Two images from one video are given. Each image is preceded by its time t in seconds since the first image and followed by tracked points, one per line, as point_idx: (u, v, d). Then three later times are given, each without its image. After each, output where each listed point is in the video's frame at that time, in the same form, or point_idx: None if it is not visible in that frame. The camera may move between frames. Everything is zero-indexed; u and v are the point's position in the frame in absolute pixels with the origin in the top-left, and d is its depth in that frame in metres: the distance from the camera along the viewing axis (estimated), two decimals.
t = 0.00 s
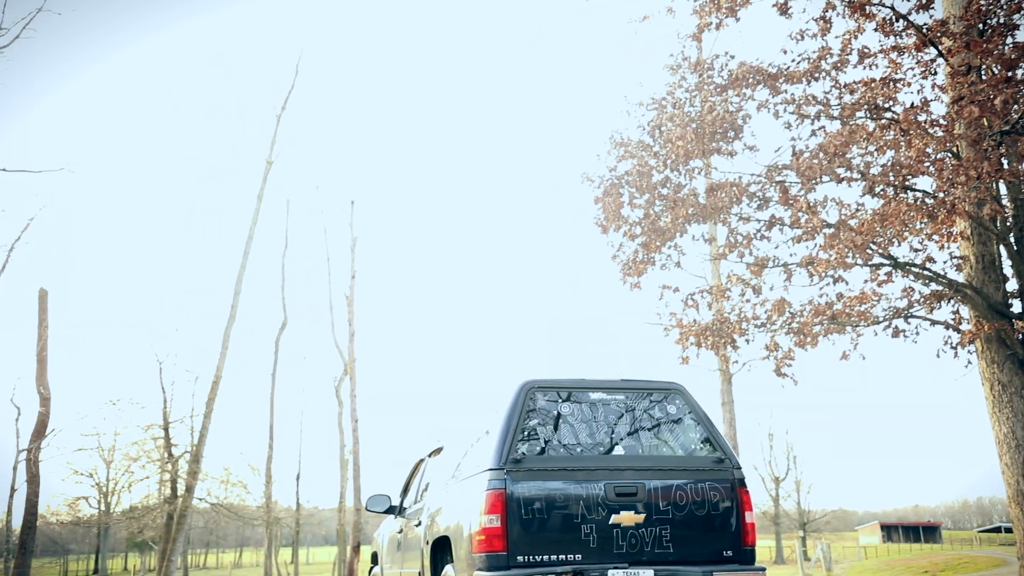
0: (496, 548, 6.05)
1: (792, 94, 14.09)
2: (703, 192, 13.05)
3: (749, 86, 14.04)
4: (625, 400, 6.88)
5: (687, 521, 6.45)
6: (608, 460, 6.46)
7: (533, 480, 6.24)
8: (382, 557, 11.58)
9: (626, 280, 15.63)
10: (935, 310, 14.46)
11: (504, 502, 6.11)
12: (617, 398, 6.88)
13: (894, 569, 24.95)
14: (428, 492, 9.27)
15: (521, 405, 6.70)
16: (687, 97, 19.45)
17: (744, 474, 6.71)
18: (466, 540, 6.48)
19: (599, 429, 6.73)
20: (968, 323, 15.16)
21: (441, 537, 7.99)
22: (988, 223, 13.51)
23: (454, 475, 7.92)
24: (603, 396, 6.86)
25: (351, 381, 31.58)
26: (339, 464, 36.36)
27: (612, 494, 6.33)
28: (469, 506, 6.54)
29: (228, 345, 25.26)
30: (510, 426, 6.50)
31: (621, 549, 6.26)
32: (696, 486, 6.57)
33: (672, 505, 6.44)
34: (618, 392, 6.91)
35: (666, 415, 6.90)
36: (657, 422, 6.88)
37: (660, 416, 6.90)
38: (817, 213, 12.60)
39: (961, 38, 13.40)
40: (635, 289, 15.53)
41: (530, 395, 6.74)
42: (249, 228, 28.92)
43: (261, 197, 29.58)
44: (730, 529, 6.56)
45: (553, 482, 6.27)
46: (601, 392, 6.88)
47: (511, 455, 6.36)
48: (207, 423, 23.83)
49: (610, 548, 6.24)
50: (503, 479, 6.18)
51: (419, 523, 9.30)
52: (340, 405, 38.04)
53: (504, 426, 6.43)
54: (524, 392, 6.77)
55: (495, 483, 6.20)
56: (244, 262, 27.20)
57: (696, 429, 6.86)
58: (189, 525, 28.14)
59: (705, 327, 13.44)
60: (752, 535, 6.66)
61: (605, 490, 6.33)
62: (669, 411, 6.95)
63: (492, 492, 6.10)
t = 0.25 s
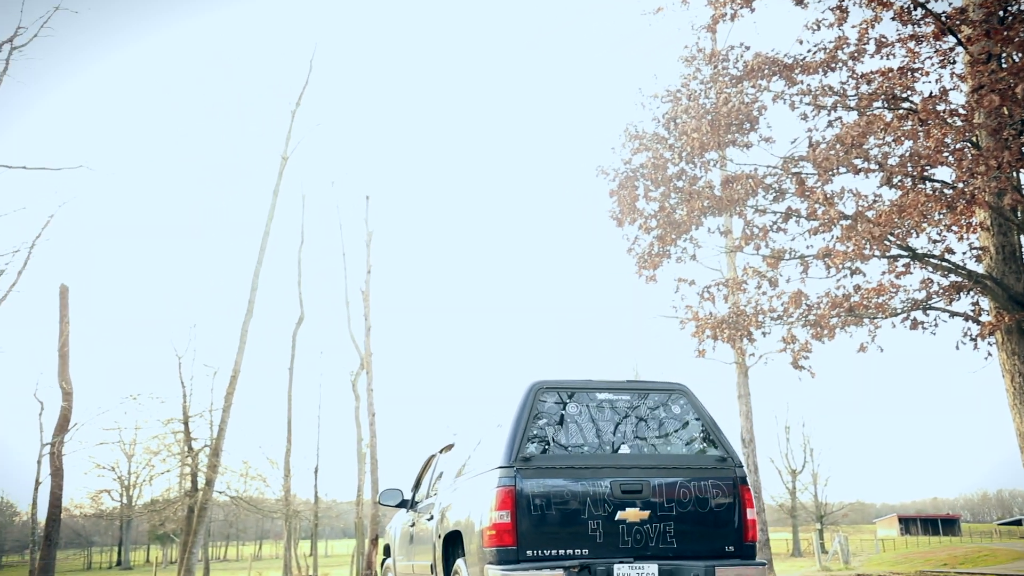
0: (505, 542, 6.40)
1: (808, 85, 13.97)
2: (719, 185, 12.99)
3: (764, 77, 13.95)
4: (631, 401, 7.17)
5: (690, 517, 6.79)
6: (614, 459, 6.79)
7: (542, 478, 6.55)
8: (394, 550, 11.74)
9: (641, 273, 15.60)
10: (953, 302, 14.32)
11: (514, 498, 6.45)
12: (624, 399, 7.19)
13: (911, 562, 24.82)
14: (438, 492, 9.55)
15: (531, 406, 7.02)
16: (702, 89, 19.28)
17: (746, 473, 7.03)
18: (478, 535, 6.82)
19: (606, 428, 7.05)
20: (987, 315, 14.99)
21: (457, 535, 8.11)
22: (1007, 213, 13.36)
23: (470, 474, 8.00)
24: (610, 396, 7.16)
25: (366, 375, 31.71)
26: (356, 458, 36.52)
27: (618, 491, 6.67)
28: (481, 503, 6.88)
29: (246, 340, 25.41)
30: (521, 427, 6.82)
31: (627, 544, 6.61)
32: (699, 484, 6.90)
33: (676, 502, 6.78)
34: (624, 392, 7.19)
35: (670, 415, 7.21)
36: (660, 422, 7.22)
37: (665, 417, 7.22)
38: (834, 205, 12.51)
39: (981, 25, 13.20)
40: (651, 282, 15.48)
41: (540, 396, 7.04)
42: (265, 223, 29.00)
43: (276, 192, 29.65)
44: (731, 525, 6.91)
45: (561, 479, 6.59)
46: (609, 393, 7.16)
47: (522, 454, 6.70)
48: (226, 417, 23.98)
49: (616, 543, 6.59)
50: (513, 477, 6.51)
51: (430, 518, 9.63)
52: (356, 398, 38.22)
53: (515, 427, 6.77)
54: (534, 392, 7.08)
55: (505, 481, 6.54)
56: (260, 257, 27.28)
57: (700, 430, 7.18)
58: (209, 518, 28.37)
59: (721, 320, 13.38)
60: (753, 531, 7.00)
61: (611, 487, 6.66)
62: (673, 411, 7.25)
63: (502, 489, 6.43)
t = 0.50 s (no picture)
0: (513, 538, 6.50)
1: (824, 76, 13.87)
2: (734, 177, 12.91)
3: (780, 69, 13.87)
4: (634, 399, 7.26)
5: (691, 511, 6.84)
6: (617, 456, 6.86)
7: (547, 474, 6.63)
8: (405, 545, 11.77)
9: (657, 266, 15.55)
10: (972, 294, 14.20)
11: (521, 495, 6.54)
12: (627, 397, 7.28)
13: (930, 555, 24.65)
14: (449, 488, 9.62)
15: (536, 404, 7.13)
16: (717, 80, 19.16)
17: (745, 468, 7.07)
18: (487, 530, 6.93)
19: (610, 425, 7.15)
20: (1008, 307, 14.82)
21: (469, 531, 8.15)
22: None
23: (484, 468, 8.02)
24: (614, 395, 7.25)
25: (381, 370, 31.81)
26: (372, 453, 36.63)
27: (621, 487, 6.73)
28: (490, 499, 6.98)
29: (261, 335, 25.54)
30: (526, 424, 6.94)
31: (631, 537, 6.66)
32: (700, 479, 6.96)
33: (677, 497, 6.83)
34: (627, 390, 7.29)
35: (672, 413, 7.30)
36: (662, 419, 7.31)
37: (667, 414, 7.31)
38: (851, 197, 12.43)
39: (1002, 14, 13.05)
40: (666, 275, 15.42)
41: (545, 394, 7.15)
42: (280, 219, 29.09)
43: (291, 188, 29.73)
44: (732, 518, 6.96)
45: (565, 476, 6.65)
46: (612, 391, 7.26)
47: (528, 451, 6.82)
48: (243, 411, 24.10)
49: (620, 537, 6.65)
50: (520, 474, 6.59)
51: (440, 514, 9.71)
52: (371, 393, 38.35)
53: (520, 424, 6.89)
54: (539, 391, 7.19)
55: (512, 478, 6.62)
56: (275, 252, 27.39)
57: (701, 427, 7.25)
58: (227, 512, 28.54)
59: (736, 313, 13.33)
60: (753, 524, 7.05)
61: (615, 483, 6.72)
62: (675, 408, 7.33)
63: (509, 487, 6.52)
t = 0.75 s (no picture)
0: (521, 532, 6.88)
1: (841, 67, 13.77)
2: (749, 169, 12.82)
3: (795, 60, 13.77)
4: (637, 397, 7.64)
5: (693, 506, 7.27)
6: (622, 453, 7.26)
7: (554, 471, 7.03)
8: (416, 539, 11.86)
9: (672, 260, 15.51)
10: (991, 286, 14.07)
11: (528, 490, 6.94)
12: (631, 396, 7.65)
13: (948, 549, 24.47)
14: (459, 484, 9.70)
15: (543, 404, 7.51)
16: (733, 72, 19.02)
17: (746, 464, 7.50)
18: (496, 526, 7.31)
19: (614, 423, 7.53)
20: None
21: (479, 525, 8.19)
22: None
23: (495, 463, 8.06)
24: (619, 393, 7.63)
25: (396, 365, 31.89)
26: (387, 447, 36.72)
27: (626, 483, 7.14)
28: (498, 495, 7.36)
29: (277, 331, 25.67)
30: (534, 424, 7.33)
31: (635, 532, 7.07)
32: (702, 475, 7.38)
33: (679, 493, 7.26)
34: (631, 389, 7.66)
35: (675, 411, 7.69)
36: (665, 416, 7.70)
37: (670, 412, 7.69)
38: (867, 188, 12.34)
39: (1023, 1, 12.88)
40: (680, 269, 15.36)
41: (552, 394, 7.54)
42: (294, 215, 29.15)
43: (305, 183, 29.78)
44: (732, 513, 7.37)
45: (572, 472, 7.05)
46: (616, 390, 7.63)
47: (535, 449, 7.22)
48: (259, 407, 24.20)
49: (625, 531, 7.06)
50: (527, 470, 6.99)
51: (449, 509, 9.79)
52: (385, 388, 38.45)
53: (528, 424, 7.28)
54: (547, 391, 7.57)
55: (520, 474, 7.03)
56: (289, 248, 27.47)
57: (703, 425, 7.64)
58: (244, 506, 28.70)
59: (751, 306, 13.26)
60: (753, 518, 7.47)
61: (619, 480, 7.13)
62: (677, 406, 7.72)
63: (517, 482, 6.94)
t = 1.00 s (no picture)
0: (529, 527, 7.05)
1: (857, 57, 13.66)
2: (764, 161, 12.73)
3: (811, 51, 13.67)
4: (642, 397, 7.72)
5: (696, 503, 7.41)
6: (627, 451, 7.38)
7: (561, 468, 7.17)
8: (427, 533, 11.91)
9: (686, 253, 15.44)
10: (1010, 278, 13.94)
11: (536, 486, 7.07)
12: (636, 395, 7.73)
13: (966, 543, 24.32)
14: (470, 479, 9.70)
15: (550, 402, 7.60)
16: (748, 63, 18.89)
17: (748, 463, 7.64)
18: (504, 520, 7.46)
19: (619, 422, 7.61)
20: None
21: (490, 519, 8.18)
22: None
23: (505, 459, 8.05)
24: (625, 393, 7.71)
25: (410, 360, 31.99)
26: (402, 442, 36.84)
27: (630, 480, 7.28)
28: (506, 490, 7.52)
29: (291, 326, 25.77)
30: (540, 422, 7.41)
31: (639, 528, 7.22)
32: (705, 473, 7.51)
33: (683, 490, 7.39)
34: (636, 389, 7.74)
35: (679, 410, 7.79)
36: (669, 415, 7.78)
37: (674, 411, 7.79)
38: (884, 180, 12.23)
39: None
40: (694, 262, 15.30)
41: (558, 393, 7.62)
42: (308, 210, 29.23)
43: (319, 179, 29.84)
44: (734, 510, 7.52)
45: (578, 469, 7.19)
46: (621, 390, 7.70)
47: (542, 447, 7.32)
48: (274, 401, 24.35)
49: (629, 527, 7.21)
50: (535, 467, 7.13)
51: (460, 504, 9.80)
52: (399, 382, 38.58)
53: (534, 424, 7.36)
54: (554, 390, 7.64)
55: (528, 470, 7.16)
56: (303, 244, 27.59)
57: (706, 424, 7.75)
58: (260, 500, 28.92)
59: (767, 300, 13.20)
60: (754, 515, 7.62)
61: (624, 476, 7.26)
62: (681, 405, 7.80)
63: (525, 478, 7.08)
